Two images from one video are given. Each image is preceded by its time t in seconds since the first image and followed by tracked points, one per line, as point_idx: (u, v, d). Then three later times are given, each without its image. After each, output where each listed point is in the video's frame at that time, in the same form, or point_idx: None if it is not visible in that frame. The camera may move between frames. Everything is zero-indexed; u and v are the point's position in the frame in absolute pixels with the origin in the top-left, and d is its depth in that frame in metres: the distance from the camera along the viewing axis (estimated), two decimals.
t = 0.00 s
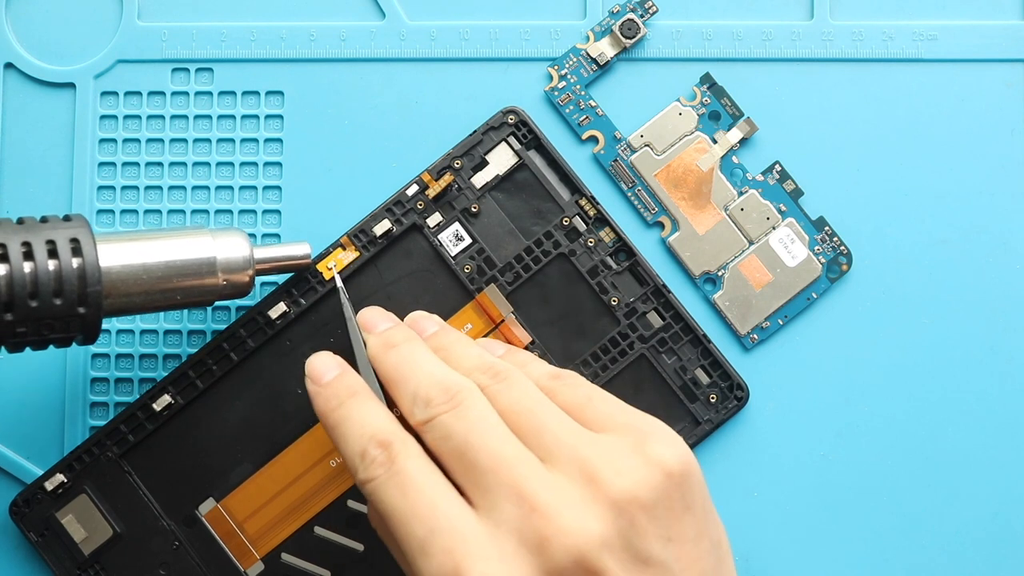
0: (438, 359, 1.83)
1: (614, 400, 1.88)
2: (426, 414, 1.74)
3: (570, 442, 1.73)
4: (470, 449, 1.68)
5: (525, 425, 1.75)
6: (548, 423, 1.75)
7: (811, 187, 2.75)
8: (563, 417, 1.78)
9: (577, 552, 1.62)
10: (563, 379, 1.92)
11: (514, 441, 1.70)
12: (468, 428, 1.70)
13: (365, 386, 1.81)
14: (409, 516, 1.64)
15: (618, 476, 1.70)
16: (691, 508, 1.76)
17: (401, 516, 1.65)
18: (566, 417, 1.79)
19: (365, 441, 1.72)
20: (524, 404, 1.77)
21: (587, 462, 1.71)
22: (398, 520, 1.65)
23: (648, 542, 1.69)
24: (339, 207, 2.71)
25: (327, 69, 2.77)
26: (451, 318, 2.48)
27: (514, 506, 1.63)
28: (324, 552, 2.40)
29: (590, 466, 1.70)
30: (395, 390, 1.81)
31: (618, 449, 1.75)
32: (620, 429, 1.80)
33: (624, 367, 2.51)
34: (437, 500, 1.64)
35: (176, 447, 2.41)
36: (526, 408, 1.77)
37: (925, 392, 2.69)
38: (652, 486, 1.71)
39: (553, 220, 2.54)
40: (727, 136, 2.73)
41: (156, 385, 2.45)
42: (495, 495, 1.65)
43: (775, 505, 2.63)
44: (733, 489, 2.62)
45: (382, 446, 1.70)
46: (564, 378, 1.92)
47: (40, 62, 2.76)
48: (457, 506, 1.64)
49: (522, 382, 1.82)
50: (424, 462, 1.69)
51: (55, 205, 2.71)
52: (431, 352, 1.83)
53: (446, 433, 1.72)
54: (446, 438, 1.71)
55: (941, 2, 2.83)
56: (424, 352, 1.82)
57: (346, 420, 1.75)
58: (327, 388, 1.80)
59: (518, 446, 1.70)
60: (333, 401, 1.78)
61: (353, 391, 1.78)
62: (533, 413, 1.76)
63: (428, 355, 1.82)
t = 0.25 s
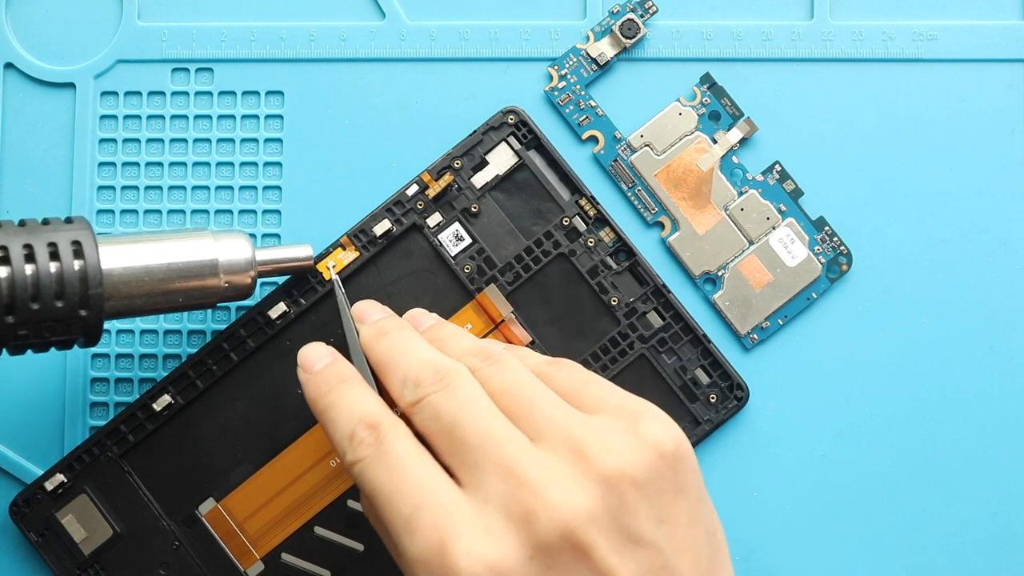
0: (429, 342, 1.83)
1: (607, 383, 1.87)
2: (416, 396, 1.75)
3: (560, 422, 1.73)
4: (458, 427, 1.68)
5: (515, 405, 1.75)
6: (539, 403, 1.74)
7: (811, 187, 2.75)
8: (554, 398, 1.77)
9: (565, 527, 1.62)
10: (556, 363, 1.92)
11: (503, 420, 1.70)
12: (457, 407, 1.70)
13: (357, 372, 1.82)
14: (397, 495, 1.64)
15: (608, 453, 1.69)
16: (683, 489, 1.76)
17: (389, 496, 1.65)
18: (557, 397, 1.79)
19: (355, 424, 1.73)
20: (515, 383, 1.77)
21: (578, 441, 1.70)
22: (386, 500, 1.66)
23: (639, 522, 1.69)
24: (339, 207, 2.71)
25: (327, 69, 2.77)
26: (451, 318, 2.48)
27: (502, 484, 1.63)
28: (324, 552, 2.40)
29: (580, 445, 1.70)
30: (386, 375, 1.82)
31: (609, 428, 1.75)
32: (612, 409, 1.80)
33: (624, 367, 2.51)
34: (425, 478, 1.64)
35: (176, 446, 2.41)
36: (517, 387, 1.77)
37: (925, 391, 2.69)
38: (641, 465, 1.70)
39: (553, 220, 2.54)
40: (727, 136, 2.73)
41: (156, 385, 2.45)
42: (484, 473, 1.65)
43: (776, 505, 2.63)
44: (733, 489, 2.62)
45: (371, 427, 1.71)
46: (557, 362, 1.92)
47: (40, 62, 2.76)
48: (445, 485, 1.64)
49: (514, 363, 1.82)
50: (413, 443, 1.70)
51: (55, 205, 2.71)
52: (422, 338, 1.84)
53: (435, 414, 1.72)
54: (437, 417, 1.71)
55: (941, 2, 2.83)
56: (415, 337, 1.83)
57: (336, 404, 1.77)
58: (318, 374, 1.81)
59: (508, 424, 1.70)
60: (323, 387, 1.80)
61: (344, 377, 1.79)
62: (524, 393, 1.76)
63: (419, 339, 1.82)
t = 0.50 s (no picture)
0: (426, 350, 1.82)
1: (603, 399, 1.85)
2: (408, 410, 1.74)
3: (552, 443, 1.71)
4: (447, 448, 1.68)
5: (507, 423, 1.74)
6: (532, 422, 1.73)
7: (811, 187, 2.75)
8: (549, 416, 1.76)
9: (549, 556, 1.62)
10: (555, 374, 1.90)
11: (493, 441, 1.69)
12: (447, 427, 1.69)
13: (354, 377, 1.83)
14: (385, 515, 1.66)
15: (596, 481, 1.68)
16: (673, 515, 1.75)
17: (378, 515, 1.68)
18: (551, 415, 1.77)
19: (348, 437, 1.75)
20: (509, 400, 1.75)
21: (567, 464, 1.69)
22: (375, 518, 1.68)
23: (626, 548, 1.69)
24: (340, 207, 2.71)
25: (327, 69, 2.77)
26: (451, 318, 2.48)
27: (487, 510, 1.63)
28: (324, 552, 2.40)
29: (569, 469, 1.68)
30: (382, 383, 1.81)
31: (600, 452, 1.73)
32: (606, 431, 1.79)
33: (624, 366, 2.51)
34: (413, 499, 1.66)
35: (176, 447, 2.41)
36: (510, 404, 1.75)
37: (925, 392, 2.69)
38: (630, 492, 1.69)
39: (553, 220, 2.54)
40: (727, 136, 2.73)
41: (155, 385, 2.45)
42: (470, 497, 1.65)
43: (776, 505, 2.63)
44: (733, 489, 2.62)
45: (363, 442, 1.73)
46: (556, 372, 1.90)
47: (40, 62, 2.76)
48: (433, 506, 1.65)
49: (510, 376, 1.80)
50: (404, 459, 1.71)
51: (55, 204, 2.71)
52: (419, 343, 1.82)
53: (425, 432, 1.71)
54: (428, 436, 1.71)
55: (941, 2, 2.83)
56: (413, 343, 1.81)
57: (330, 414, 1.78)
58: (316, 378, 1.82)
59: (497, 445, 1.69)
60: (320, 393, 1.81)
61: (339, 384, 1.80)
62: (516, 412, 1.74)
63: (416, 347, 1.81)
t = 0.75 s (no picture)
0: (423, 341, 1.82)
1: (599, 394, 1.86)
2: (404, 400, 1.74)
3: (546, 434, 1.71)
4: (442, 437, 1.68)
5: (503, 414, 1.74)
6: (527, 413, 1.73)
7: (811, 187, 2.75)
8: (544, 408, 1.76)
9: (542, 548, 1.62)
10: (551, 368, 1.90)
11: (488, 431, 1.69)
12: (442, 416, 1.69)
13: (352, 365, 1.82)
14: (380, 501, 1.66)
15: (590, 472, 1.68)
16: (665, 509, 1.75)
17: (373, 502, 1.67)
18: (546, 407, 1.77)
19: (344, 424, 1.75)
20: (505, 392, 1.76)
21: (562, 455, 1.69)
22: (370, 505, 1.68)
23: (619, 542, 1.68)
24: (339, 207, 2.71)
25: (327, 69, 2.77)
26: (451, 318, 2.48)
27: (480, 499, 1.63)
28: (324, 552, 2.40)
29: (563, 460, 1.68)
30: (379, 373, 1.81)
31: (594, 445, 1.74)
32: (600, 424, 1.79)
33: (625, 366, 2.51)
34: (409, 487, 1.65)
35: (176, 446, 2.41)
36: (506, 395, 1.75)
37: (925, 391, 2.69)
38: (623, 484, 1.69)
39: (553, 220, 2.54)
40: (727, 136, 2.73)
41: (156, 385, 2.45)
42: (464, 486, 1.65)
43: (776, 505, 2.63)
44: (733, 489, 2.62)
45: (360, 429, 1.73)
46: (552, 366, 1.91)
47: (40, 62, 2.76)
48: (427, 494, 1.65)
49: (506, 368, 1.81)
50: (399, 448, 1.71)
51: (55, 204, 2.71)
52: (417, 334, 1.82)
53: (421, 421, 1.71)
54: (424, 425, 1.71)
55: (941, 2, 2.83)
56: (411, 334, 1.81)
57: (327, 401, 1.78)
58: (314, 365, 1.82)
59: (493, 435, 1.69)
60: (317, 379, 1.80)
61: (338, 371, 1.80)
62: (513, 402, 1.74)
63: (414, 337, 1.81)
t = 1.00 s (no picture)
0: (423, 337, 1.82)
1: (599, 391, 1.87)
2: (405, 396, 1.74)
3: (548, 432, 1.72)
4: (444, 434, 1.68)
5: (504, 411, 1.74)
6: (528, 410, 1.73)
7: (811, 187, 2.75)
8: (545, 405, 1.76)
9: (546, 546, 1.61)
10: (550, 366, 1.91)
11: (489, 428, 1.69)
12: (444, 412, 1.69)
13: (353, 359, 1.82)
14: (384, 498, 1.66)
15: (593, 470, 1.69)
16: (667, 506, 1.77)
17: (377, 499, 1.67)
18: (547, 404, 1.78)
19: (348, 419, 1.75)
20: (506, 390, 1.76)
21: (565, 453, 1.69)
22: (373, 502, 1.68)
23: (622, 539, 1.70)
24: (340, 207, 2.71)
25: (327, 69, 2.77)
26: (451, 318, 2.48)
27: (483, 496, 1.63)
28: (324, 552, 2.40)
29: (566, 458, 1.69)
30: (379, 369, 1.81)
31: (596, 442, 1.74)
32: (601, 421, 1.80)
33: (625, 366, 2.51)
34: (412, 484, 1.65)
35: (176, 446, 2.41)
36: (507, 393, 1.75)
37: (925, 391, 2.69)
38: (626, 481, 1.70)
39: (553, 220, 2.54)
40: (727, 136, 2.73)
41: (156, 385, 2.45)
42: (467, 483, 1.65)
43: (776, 505, 2.63)
44: (734, 489, 2.62)
45: (364, 423, 1.73)
46: (552, 364, 1.91)
47: (40, 62, 2.76)
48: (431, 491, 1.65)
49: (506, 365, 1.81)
50: (402, 445, 1.71)
51: (55, 204, 2.71)
52: (417, 331, 1.82)
53: (422, 418, 1.71)
54: (426, 421, 1.71)
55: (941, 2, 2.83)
56: (410, 330, 1.81)
57: (330, 395, 1.78)
58: (316, 357, 1.82)
59: (494, 432, 1.69)
60: (319, 373, 1.80)
61: (340, 366, 1.80)
62: (514, 400, 1.75)
63: (414, 333, 1.81)
